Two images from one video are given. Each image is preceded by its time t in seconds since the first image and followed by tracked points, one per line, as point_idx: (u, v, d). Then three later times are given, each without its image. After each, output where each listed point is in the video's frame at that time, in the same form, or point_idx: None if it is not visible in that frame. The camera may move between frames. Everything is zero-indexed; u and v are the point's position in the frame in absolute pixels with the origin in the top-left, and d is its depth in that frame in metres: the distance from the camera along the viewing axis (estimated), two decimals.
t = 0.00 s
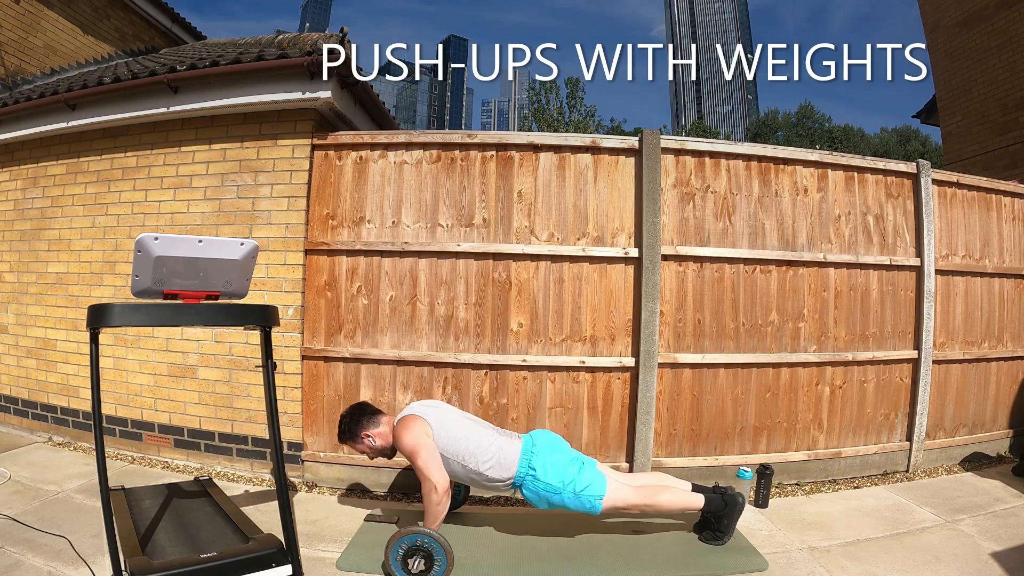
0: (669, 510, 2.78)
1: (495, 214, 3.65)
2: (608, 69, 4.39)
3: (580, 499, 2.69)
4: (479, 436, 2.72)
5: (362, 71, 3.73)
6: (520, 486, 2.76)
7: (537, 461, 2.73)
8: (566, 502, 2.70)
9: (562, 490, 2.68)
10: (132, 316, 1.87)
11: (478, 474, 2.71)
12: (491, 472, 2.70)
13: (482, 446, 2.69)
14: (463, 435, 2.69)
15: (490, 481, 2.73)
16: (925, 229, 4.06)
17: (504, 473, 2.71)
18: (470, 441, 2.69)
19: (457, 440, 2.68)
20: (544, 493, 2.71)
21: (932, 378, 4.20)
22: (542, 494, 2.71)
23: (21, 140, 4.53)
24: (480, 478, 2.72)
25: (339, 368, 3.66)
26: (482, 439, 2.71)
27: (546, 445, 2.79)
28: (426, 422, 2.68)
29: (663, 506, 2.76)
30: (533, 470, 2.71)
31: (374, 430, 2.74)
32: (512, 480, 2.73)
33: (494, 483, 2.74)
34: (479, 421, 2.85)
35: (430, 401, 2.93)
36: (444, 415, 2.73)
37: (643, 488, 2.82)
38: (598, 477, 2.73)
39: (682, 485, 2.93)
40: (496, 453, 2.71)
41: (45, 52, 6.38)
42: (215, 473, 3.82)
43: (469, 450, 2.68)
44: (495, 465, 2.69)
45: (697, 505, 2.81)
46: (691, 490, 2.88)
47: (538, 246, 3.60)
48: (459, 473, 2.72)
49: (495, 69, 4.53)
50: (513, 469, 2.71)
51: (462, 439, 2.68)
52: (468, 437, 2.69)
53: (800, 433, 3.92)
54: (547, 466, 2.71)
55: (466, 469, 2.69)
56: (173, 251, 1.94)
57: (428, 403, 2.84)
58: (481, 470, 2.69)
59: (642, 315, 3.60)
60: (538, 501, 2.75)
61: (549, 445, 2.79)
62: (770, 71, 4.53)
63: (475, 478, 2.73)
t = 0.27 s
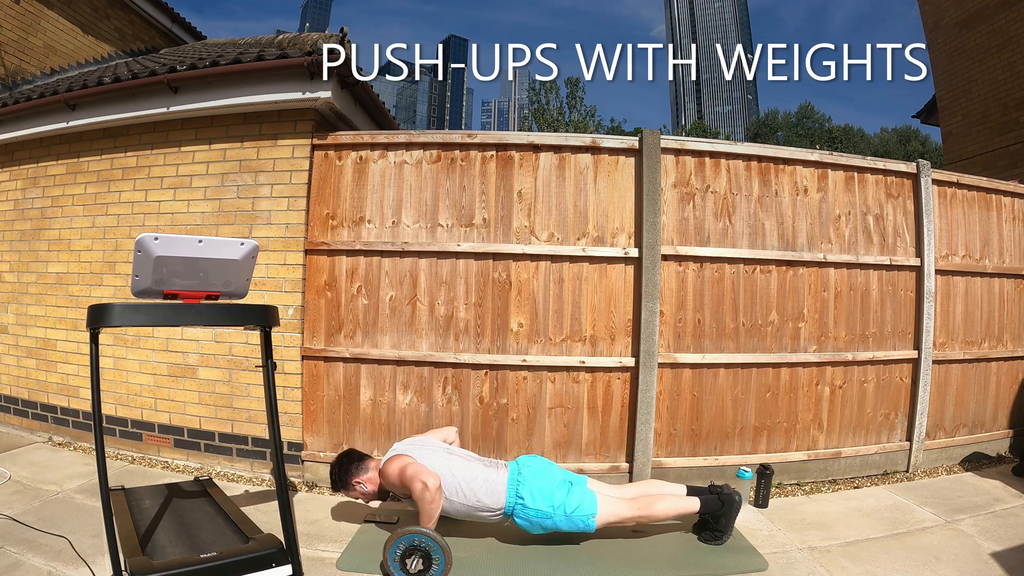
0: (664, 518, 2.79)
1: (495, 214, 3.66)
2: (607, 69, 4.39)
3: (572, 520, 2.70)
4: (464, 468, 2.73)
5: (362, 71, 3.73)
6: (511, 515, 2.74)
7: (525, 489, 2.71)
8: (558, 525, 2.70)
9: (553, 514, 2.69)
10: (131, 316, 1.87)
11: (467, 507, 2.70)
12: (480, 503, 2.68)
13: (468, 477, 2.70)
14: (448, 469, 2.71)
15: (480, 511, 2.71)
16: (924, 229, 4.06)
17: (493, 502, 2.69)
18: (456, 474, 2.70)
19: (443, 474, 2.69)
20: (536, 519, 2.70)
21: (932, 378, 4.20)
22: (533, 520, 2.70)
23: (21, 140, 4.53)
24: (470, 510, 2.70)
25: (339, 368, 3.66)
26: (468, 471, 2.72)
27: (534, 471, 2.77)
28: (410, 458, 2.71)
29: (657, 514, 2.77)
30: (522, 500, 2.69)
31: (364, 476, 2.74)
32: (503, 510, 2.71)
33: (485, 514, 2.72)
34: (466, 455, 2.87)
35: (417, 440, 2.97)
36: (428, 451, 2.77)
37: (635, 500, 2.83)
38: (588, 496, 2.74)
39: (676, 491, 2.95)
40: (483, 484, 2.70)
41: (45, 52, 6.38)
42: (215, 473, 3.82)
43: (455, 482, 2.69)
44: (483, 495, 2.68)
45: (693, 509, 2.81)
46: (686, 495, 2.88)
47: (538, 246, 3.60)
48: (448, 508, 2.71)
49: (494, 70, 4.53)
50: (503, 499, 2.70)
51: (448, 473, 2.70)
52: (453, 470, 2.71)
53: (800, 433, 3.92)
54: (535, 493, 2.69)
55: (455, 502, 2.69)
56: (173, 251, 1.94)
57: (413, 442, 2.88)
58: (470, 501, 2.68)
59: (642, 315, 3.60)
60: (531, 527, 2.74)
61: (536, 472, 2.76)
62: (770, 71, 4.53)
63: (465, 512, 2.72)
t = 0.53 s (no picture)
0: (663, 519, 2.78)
1: (495, 214, 3.66)
2: (607, 69, 4.39)
3: (569, 522, 2.71)
4: (462, 472, 2.74)
5: (361, 71, 3.73)
6: (509, 518, 2.75)
7: (522, 493, 2.71)
8: (556, 528, 2.71)
9: (551, 518, 2.69)
10: (132, 316, 1.87)
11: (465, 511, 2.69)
12: (478, 507, 2.68)
13: (466, 481, 2.71)
14: (446, 472, 2.72)
15: (478, 515, 2.70)
16: (924, 229, 4.06)
17: (491, 506, 2.69)
18: (454, 478, 2.71)
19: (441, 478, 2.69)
20: (534, 523, 2.71)
21: (932, 378, 4.20)
22: (531, 524, 2.71)
23: (21, 140, 4.53)
24: (467, 514, 2.70)
25: (339, 368, 3.66)
26: (466, 475, 2.72)
27: (531, 474, 2.76)
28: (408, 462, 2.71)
29: (656, 515, 2.77)
30: (520, 503, 2.69)
31: (361, 479, 2.76)
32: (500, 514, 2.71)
33: (482, 518, 2.72)
34: (463, 459, 2.87)
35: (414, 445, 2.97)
36: (426, 456, 2.78)
37: (633, 501, 2.83)
38: (586, 499, 2.74)
39: (674, 491, 2.95)
40: (481, 488, 2.70)
41: (45, 52, 6.38)
42: (215, 473, 3.82)
43: (453, 485, 2.69)
44: (481, 499, 2.69)
45: (691, 509, 2.81)
46: (684, 497, 2.89)
47: (538, 246, 3.60)
48: (446, 513, 2.70)
49: (494, 70, 4.53)
50: (500, 502, 2.70)
51: (446, 476, 2.70)
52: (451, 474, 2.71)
53: (800, 433, 3.92)
54: (533, 496, 2.70)
55: (452, 507, 2.68)
56: (173, 251, 1.94)
57: (411, 446, 2.89)
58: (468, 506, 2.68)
59: (642, 315, 3.60)
60: (529, 530, 2.75)
61: (534, 475, 2.76)
62: (770, 71, 4.53)
63: (462, 516, 2.71)
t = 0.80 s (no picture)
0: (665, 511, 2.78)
1: (495, 214, 3.65)
2: (607, 69, 4.39)
3: (573, 500, 2.70)
4: (473, 436, 2.72)
5: (361, 71, 3.73)
6: (514, 488, 2.75)
7: (531, 463, 2.73)
8: (560, 504, 2.70)
9: (556, 492, 2.69)
10: (132, 316, 1.87)
11: (472, 474, 2.71)
12: (485, 472, 2.70)
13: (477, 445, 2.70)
14: (458, 434, 2.69)
15: (484, 481, 2.72)
16: (924, 229, 4.06)
17: (498, 473, 2.71)
18: (465, 441, 2.69)
19: (453, 439, 2.68)
20: (538, 495, 2.71)
21: (932, 378, 4.20)
22: (536, 496, 2.71)
23: (21, 140, 4.53)
24: (473, 478, 2.72)
25: (339, 368, 3.66)
26: (477, 439, 2.71)
27: (541, 447, 2.79)
28: (422, 418, 2.67)
29: (658, 507, 2.77)
30: (527, 472, 2.70)
31: (370, 416, 2.72)
32: (506, 481, 2.73)
33: (487, 483, 2.74)
34: (475, 421, 2.85)
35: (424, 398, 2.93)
36: (440, 413, 2.74)
37: (637, 489, 2.82)
38: (592, 479, 2.74)
39: (676, 486, 2.92)
40: (491, 454, 2.70)
41: (45, 52, 6.38)
42: (215, 473, 3.82)
43: (463, 449, 2.68)
44: (490, 464, 2.69)
45: (692, 506, 2.81)
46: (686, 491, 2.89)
47: (538, 246, 3.60)
48: (453, 472, 2.71)
49: (494, 70, 4.54)
50: (509, 470, 2.71)
51: (458, 438, 2.68)
52: (463, 436, 2.70)
53: (800, 433, 3.92)
54: (541, 468, 2.71)
55: (460, 467, 2.69)
56: (173, 251, 1.94)
57: (424, 401, 2.84)
58: (476, 469, 2.69)
59: (642, 315, 3.60)
60: (532, 503, 2.74)
61: (543, 448, 2.78)
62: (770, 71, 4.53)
63: (468, 478, 2.73)
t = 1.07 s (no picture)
0: (672, 501, 2.76)
1: (495, 214, 3.65)
2: (607, 69, 4.39)
3: (586, 479, 2.70)
4: (494, 405, 2.71)
5: (361, 71, 3.73)
6: (528, 460, 2.75)
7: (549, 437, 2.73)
8: (572, 481, 2.70)
9: (571, 468, 2.68)
10: (131, 316, 1.87)
11: (490, 441, 2.72)
12: (502, 442, 2.71)
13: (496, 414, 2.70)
14: (480, 400, 2.69)
15: (500, 450, 2.74)
16: (924, 229, 4.06)
17: (515, 444, 2.72)
18: (486, 409, 2.69)
19: (474, 404, 2.68)
20: (552, 469, 2.70)
21: (932, 379, 4.20)
22: (550, 469, 2.71)
23: (21, 140, 4.53)
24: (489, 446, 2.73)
25: (340, 368, 3.66)
26: (497, 408, 2.71)
27: (559, 423, 2.80)
28: (447, 380, 2.65)
29: (665, 497, 2.75)
30: (545, 444, 2.70)
31: (396, 362, 2.68)
32: (522, 452, 2.74)
33: (502, 452, 2.75)
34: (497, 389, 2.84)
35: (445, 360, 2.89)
36: (464, 378, 2.71)
37: (646, 477, 2.81)
38: (606, 462, 2.75)
39: (682, 480, 2.91)
40: (511, 424, 2.71)
41: (45, 52, 6.38)
42: (215, 473, 3.82)
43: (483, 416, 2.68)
44: (508, 434, 2.70)
45: (699, 501, 2.80)
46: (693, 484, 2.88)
47: (538, 246, 3.60)
48: (470, 436, 2.72)
49: (495, 69, 4.54)
50: (526, 441, 2.72)
51: (479, 405, 2.68)
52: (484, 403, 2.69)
53: (800, 433, 3.92)
54: (558, 443, 2.71)
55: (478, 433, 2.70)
56: (173, 251, 1.94)
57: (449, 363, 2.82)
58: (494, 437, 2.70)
59: (642, 315, 3.60)
60: (545, 477, 2.74)
61: (561, 424, 2.79)
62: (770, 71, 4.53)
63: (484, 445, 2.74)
